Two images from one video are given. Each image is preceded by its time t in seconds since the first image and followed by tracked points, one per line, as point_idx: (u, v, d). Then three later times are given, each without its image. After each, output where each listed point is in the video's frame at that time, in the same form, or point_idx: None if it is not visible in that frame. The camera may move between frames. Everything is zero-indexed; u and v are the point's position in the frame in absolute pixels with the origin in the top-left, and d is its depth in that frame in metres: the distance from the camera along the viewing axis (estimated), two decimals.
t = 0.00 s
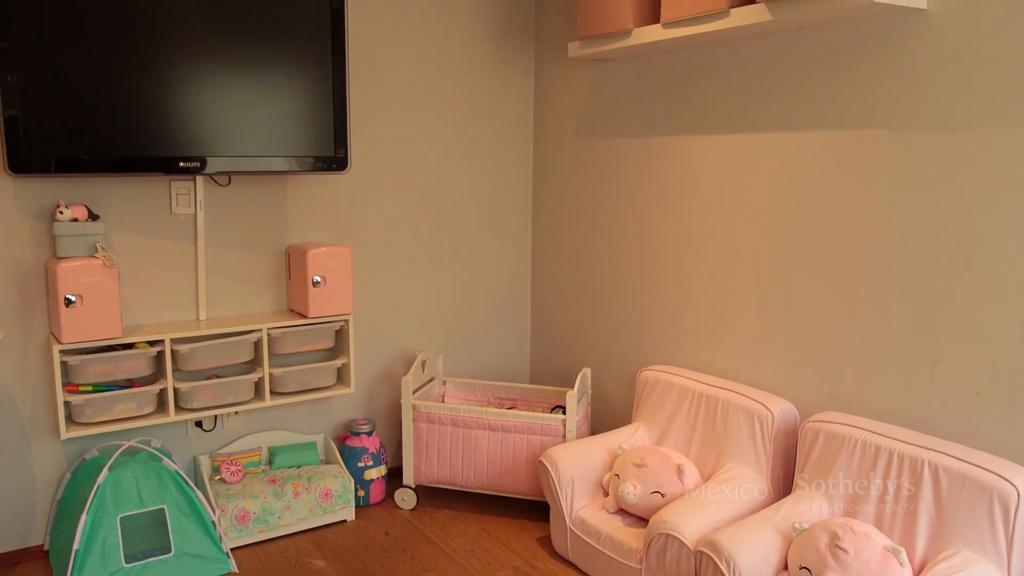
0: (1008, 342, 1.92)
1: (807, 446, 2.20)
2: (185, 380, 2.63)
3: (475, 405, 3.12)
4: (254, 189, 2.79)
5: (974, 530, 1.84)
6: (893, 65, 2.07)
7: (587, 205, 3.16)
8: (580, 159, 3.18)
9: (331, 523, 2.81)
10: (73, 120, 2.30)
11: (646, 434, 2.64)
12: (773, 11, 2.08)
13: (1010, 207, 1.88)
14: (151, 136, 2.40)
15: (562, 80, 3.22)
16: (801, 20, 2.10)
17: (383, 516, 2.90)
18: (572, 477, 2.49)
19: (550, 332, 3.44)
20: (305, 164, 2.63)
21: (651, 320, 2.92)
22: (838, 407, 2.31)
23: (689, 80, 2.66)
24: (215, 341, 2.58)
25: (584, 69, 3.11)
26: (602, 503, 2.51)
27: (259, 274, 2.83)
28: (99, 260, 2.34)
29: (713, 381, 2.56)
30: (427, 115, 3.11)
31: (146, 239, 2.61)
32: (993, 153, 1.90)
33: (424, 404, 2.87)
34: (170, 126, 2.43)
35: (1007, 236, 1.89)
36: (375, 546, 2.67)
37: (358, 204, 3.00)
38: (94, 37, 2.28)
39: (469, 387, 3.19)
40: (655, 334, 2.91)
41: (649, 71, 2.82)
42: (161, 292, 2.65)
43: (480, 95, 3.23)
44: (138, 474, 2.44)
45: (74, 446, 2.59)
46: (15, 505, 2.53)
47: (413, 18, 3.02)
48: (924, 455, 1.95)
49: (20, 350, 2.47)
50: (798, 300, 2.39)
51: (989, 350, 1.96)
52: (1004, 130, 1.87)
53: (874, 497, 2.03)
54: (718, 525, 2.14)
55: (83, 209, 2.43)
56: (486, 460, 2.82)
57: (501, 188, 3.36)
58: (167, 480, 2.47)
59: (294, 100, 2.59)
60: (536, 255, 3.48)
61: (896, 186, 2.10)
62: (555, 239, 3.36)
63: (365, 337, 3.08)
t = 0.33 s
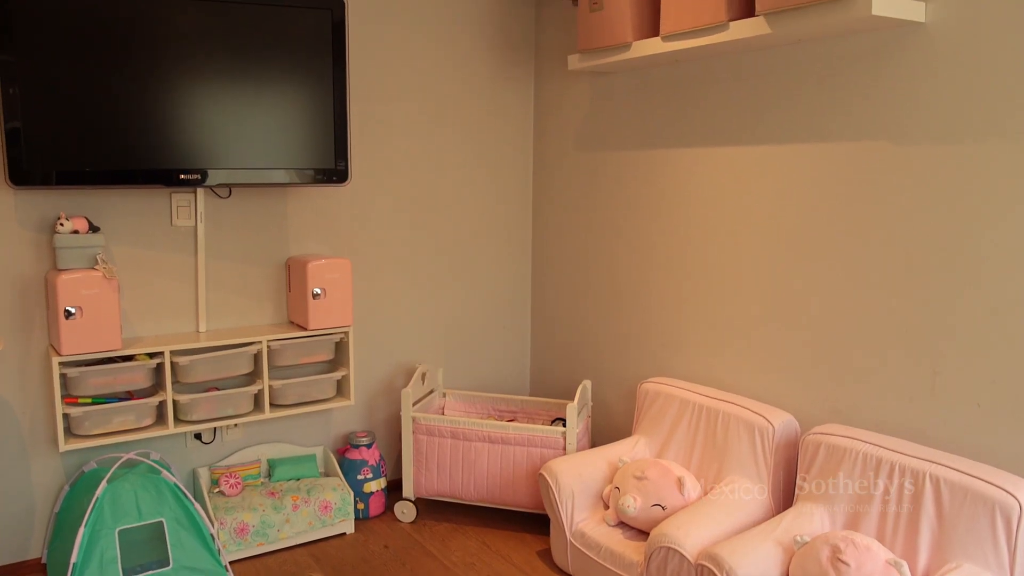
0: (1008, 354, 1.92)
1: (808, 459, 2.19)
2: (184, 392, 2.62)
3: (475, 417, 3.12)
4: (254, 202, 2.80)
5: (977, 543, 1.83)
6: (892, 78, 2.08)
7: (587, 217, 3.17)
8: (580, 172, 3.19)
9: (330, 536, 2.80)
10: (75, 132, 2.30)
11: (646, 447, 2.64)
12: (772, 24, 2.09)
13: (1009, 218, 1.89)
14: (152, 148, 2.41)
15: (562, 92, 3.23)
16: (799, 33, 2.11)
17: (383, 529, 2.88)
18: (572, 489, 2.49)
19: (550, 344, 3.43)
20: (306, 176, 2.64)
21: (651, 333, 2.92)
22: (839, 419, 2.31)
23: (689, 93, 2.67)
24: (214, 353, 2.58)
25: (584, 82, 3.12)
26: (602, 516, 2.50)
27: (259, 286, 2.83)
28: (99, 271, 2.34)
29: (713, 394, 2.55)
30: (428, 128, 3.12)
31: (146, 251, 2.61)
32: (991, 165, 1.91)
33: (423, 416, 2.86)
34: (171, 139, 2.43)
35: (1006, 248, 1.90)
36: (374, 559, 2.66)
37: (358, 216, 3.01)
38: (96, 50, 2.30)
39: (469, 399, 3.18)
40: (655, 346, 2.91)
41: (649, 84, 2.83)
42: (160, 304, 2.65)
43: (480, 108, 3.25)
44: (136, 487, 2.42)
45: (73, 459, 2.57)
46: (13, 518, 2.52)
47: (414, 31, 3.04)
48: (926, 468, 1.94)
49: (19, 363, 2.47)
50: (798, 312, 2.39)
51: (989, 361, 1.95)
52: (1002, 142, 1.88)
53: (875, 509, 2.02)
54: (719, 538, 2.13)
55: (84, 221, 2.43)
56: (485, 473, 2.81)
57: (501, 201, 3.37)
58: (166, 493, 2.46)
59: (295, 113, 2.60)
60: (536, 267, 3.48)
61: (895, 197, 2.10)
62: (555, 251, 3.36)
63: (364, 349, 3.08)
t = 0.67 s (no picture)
0: (1008, 365, 1.91)
1: (809, 471, 2.19)
2: (184, 404, 2.61)
3: (475, 430, 3.11)
4: (255, 214, 2.80)
5: (979, 556, 1.81)
6: (890, 90, 2.09)
7: (587, 228, 3.18)
8: (580, 184, 3.20)
9: (329, 549, 2.78)
10: (76, 145, 2.31)
11: (647, 459, 2.63)
12: (771, 37, 2.10)
13: (1008, 230, 1.89)
14: (153, 161, 2.42)
15: (562, 105, 3.25)
16: (797, 46, 2.12)
17: (382, 542, 2.87)
18: (572, 502, 2.48)
19: (551, 356, 3.43)
20: (306, 188, 2.65)
21: (652, 345, 2.92)
22: (840, 432, 2.30)
23: (688, 105, 2.69)
24: (213, 365, 2.57)
25: (583, 94, 3.14)
26: (603, 529, 2.49)
27: (259, 298, 2.83)
28: (99, 283, 2.33)
29: (714, 406, 2.54)
30: (428, 140, 3.14)
31: (146, 263, 2.62)
32: (989, 177, 1.91)
33: (423, 428, 2.85)
34: (172, 151, 2.44)
35: (1005, 259, 1.90)
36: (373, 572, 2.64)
37: (359, 228, 3.01)
38: (98, 62, 2.31)
39: (469, 411, 3.17)
40: (656, 358, 2.91)
41: (648, 97, 2.85)
42: (160, 316, 2.65)
43: (479, 121, 3.26)
44: (135, 499, 2.40)
45: (71, 471, 2.56)
46: (11, 531, 2.50)
47: (414, 44, 3.06)
48: (927, 480, 1.94)
49: (19, 375, 2.46)
50: (798, 324, 2.39)
51: (989, 373, 1.95)
52: (1000, 155, 1.89)
53: (877, 521, 2.01)
54: (719, 551, 2.12)
55: (84, 233, 2.43)
56: (485, 485, 2.80)
57: (500, 214, 3.37)
58: (165, 505, 2.44)
59: (295, 125, 2.61)
60: (536, 279, 3.48)
61: (894, 210, 2.11)
62: (555, 263, 3.36)
63: (364, 361, 3.08)
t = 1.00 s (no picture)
0: (1009, 378, 1.91)
1: (811, 483, 2.18)
2: (183, 417, 2.61)
3: (475, 442, 3.10)
4: (256, 226, 2.81)
5: (982, 569, 1.80)
6: (889, 103, 2.10)
7: (587, 240, 3.18)
8: (580, 196, 3.21)
9: (328, 562, 2.77)
10: (78, 157, 2.32)
11: (648, 472, 2.62)
12: (770, 50, 2.11)
13: (1006, 242, 1.89)
14: (154, 173, 2.43)
15: (562, 118, 3.26)
16: (796, 58, 2.13)
17: (382, 555, 2.85)
18: (573, 515, 2.46)
19: (551, 368, 3.43)
20: (307, 201, 2.65)
21: (652, 357, 2.92)
22: (841, 443, 2.29)
23: (688, 118, 2.70)
24: (213, 377, 2.57)
25: (583, 107, 3.15)
26: (603, 542, 2.47)
27: (259, 310, 2.83)
28: (99, 295, 2.33)
29: (714, 417, 2.54)
30: (428, 152, 3.15)
31: (147, 275, 2.62)
32: (988, 189, 1.91)
33: (423, 441, 2.85)
34: (173, 164, 2.45)
35: (1004, 271, 1.90)
36: None
37: (359, 241, 3.02)
38: (100, 74, 2.32)
39: (469, 424, 3.16)
40: (656, 370, 2.90)
41: (648, 109, 2.86)
42: (160, 328, 2.65)
43: (479, 133, 3.27)
44: (133, 512, 2.38)
45: (70, 484, 2.55)
46: (9, 544, 2.49)
47: (415, 57, 3.07)
48: (929, 492, 1.93)
49: (18, 388, 2.46)
50: (798, 336, 2.39)
51: (990, 385, 1.94)
52: (999, 167, 1.89)
53: (879, 534, 2.00)
54: (721, 564, 2.11)
55: (85, 245, 2.43)
56: (486, 498, 2.79)
57: (500, 226, 3.38)
58: (164, 518, 2.43)
59: (296, 138, 2.62)
60: (536, 291, 3.48)
61: (893, 222, 2.12)
62: (555, 275, 3.37)
63: (364, 373, 3.07)
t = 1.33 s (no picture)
0: (1010, 390, 1.91)
1: (812, 495, 2.18)
2: (182, 429, 2.60)
3: (475, 454, 3.09)
4: (256, 238, 2.81)
5: None
6: (887, 115, 2.11)
7: (588, 252, 3.18)
8: (580, 208, 3.21)
9: None
10: (80, 169, 2.32)
11: (648, 484, 2.61)
12: (769, 62, 2.13)
13: (1005, 253, 1.89)
14: (156, 185, 2.43)
15: (561, 130, 3.27)
16: (795, 71, 2.15)
17: (381, 569, 2.84)
18: (573, 528, 2.45)
19: (551, 380, 3.42)
20: (307, 213, 2.66)
21: (652, 369, 2.92)
22: (842, 455, 2.29)
23: (688, 130, 2.71)
24: (213, 389, 2.56)
25: (583, 120, 3.16)
26: (603, 555, 2.46)
27: (259, 322, 2.83)
28: (99, 307, 2.33)
29: (714, 430, 2.53)
30: (428, 164, 3.15)
31: (147, 287, 2.62)
32: (987, 201, 1.92)
33: (423, 453, 2.84)
34: (175, 176, 2.46)
35: (1004, 283, 1.90)
36: None
37: (359, 253, 3.02)
38: (101, 86, 2.33)
39: (469, 436, 3.15)
40: (656, 382, 2.90)
41: (648, 122, 2.87)
42: (159, 340, 2.64)
43: (479, 145, 3.28)
44: (132, 524, 2.37)
45: (69, 496, 2.54)
46: (7, 557, 2.47)
47: (415, 70, 3.09)
48: (931, 505, 1.92)
49: (17, 400, 2.45)
50: (798, 347, 2.39)
51: (991, 396, 1.94)
52: (997, 178, 1.90)
53: (881, 546, 1.99)
54: None
55: (85, 257, 2.43)
56: (486, 511, 2.78)
57: (500, 238, 3.38)
58: (162, 531, 2.41)
59: (297, 150, 2.63)
60: (536, 303, 3.48)
61: (892, 233, 2.12)
62: (555, 287, 3.37)
63: (364, 386, 3.07)
